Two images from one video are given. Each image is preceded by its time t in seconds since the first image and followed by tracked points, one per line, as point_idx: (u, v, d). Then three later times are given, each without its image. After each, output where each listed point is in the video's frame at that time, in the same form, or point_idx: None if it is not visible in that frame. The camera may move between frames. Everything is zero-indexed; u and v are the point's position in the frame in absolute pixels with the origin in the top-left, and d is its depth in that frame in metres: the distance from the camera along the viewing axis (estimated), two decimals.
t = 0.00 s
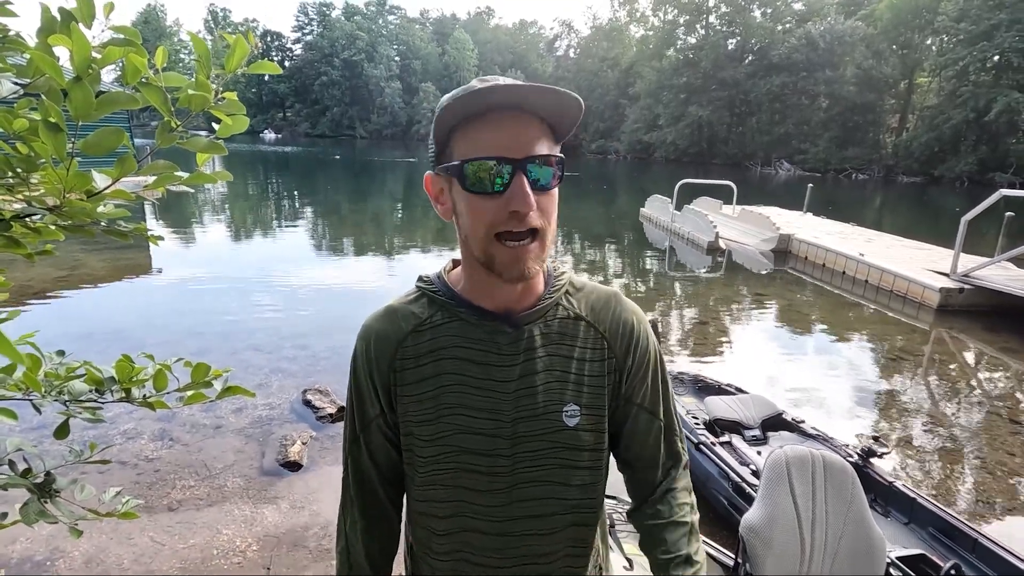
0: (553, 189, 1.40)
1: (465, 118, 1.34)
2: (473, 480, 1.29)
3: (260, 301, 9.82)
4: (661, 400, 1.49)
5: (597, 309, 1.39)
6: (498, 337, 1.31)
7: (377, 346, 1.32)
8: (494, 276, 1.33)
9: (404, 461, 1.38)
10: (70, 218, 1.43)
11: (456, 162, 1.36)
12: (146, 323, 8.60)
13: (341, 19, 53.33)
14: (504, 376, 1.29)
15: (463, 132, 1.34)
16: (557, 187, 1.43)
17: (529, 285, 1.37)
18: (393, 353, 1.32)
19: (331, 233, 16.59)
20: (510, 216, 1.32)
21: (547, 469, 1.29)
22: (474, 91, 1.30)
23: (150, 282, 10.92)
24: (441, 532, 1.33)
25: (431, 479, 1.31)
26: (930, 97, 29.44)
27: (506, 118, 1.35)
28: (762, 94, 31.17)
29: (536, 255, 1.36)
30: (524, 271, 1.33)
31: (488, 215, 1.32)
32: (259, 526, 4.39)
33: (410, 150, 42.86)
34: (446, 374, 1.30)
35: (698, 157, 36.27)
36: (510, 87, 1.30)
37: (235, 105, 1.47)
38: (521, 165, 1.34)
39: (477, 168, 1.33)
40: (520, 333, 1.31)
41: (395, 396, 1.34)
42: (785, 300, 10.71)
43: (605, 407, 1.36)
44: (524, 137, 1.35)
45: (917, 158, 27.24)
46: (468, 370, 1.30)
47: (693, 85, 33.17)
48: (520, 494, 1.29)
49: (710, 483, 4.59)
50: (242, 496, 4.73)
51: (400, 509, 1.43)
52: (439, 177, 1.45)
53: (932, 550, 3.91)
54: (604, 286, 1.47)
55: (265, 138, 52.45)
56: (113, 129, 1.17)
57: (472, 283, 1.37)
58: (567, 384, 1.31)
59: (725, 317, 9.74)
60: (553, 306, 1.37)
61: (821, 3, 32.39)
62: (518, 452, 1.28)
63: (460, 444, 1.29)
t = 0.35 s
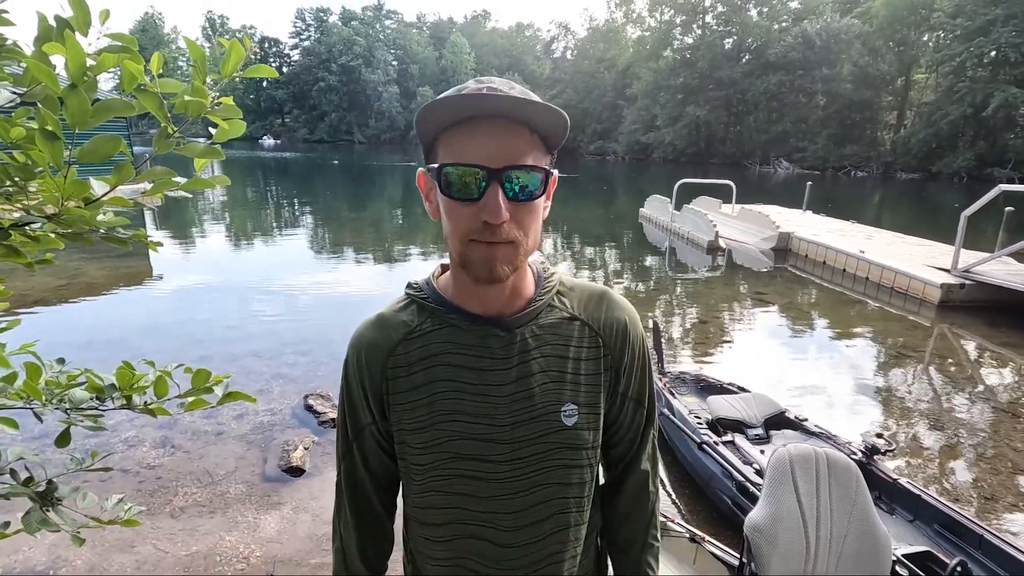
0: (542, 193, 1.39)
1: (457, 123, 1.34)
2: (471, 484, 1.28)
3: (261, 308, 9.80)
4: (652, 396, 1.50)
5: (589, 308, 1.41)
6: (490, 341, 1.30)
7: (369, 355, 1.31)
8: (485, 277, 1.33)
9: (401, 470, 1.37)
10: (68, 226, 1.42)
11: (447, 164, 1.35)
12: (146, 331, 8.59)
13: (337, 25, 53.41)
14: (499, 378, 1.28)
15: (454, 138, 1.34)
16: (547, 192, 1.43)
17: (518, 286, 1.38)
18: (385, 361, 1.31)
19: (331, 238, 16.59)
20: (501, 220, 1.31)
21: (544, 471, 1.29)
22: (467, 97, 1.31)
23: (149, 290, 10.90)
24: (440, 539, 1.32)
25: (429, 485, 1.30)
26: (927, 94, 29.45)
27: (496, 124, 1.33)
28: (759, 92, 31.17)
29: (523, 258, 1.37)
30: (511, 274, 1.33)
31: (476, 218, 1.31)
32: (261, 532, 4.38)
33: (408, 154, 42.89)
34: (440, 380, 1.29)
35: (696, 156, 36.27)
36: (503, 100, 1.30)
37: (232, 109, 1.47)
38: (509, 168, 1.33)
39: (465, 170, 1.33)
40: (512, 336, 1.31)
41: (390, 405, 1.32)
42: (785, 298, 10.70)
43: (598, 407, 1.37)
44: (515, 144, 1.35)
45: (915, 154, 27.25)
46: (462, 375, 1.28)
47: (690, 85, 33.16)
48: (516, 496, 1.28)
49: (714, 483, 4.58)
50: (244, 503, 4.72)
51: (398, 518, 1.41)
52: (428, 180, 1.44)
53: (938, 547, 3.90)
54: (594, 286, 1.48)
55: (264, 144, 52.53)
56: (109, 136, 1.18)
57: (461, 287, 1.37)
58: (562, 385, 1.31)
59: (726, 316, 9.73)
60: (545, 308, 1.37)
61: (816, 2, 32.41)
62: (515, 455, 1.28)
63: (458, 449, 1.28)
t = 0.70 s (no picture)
0: (544, 185, 1.40)
1: (462, 114, 1.34)
2: (476, 475, 1.28)
3: (268, 304, 9.86)
4: (649, 389, 1.51)
5: (590, 300, 1.41)
6: (495, 332, 1.30)
7: (373, 348, 1.30)
8: (488, 266, 1.33)
9: (404, 465, 1.37)
10: (80, 220, 1.43)
11: (452, 155, 1.35)
12: (155, 326, 8.66)
13: (345, 22, 53.51)
14: (503, 369, 1.28)
15: (462, 130, 1.34)
16: (548, 185, 1.43)
17: (521, 278, 1.38)
18: (391, 355, 1.31)
19: (337, 235, 16.66)
20: (504, 210, 1.32)
21: (546, 462, 1.30)
22: (473, 88, 1.31)
23: (157, 285, 10.98)
24: (444, 531, 1.32)
25: (432, 478, 1.30)
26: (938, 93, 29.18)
27: (501, 116, 1.35)
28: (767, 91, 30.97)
29: (526, 250, 1.38)
30: (513, 266, 1.34)
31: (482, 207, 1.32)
32: (268, 527, 4.41)
33: (415, 152, 42.94)
34: (445, 373, 1.29)
35: (703, 155, 36.14)
36: (509, 93, 1.31)
37: (243, 106, 1.48)
38: (512, 159, 1.34)
39: (470, 161, 1.34)
40: (515, 328, 1.31)
41: (395, 396, 1.32)
42: (792, 298, 10.66)
43: (599, 398, 1.37)
44: (518, 136, 1.35)
45: (925, 154, 27.05)
46: (467, 366, 1.29)
47: (698, 83, 32.99)
48: (519, 486, 1.29)
49: (721, 483, 4.57)
50: (252, 497, 4.75)
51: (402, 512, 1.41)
52: (435, 171, 1.44)
53: (946, 549, 3.87)
54: (594, 278, 1.49)
55: (271, 141, 52.75)
56: (120, 132, 1.18)
57: (466, 278, 1.36)
58: (565, 375, 1.32)
59: (732, 315, 9.71)
60: (547, 300, 1.37)
61: None
62: (519, 447, 1.28)
63: (461, 441, 1.28)
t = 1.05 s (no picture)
0: (539, 185, 1.41)
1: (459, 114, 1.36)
2: (472, 475, 1.29)
3: (269, 304, 9.87)
4: (644, 390, 1.51)
5: (585, 302, 1.41)
6: (490, 331, 1.30)
7: (372, 348, 1.31)
8: (483, 264, 1.33)
9: (402, 464, 1.37)
10: (81, 221, 1.43)
11: (446, 153, 1.37)
12: (156, 326, 8.67)
13: (347, 23, 53.56)
14: (499, 369, 1.28)
15: (457, 130, 1.36)
16: (543, 186, 1.43)
17: (515, 277, 1.38)
18: (388, 354, 1.31)
19: (338, 235, 16.68)
20: (499, 208, 1.32)
21: (541, 463, 1.30)
22: (469, 88, 1.33)
23: (157, 285, 10.99)
24: (440, 531, 1.32)
25: (429, 478, 1.30)
26: (940, 95, 29.17)
27: (495, 114, 1.35)
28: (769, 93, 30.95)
29: (521, 248, 1.37)
30: (505, 262, 1.34)
31: (477, 205, 1.32)
32: (267, 529, 4.39)
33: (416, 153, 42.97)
34: (441, 372, 1.29)
35: (704, 157, 36.12)
36: (502, 90, 1.32)
37: (245, 107, 1.48)
38: (505, 156, 1.34)
39: (464, 159, 1.34)
40: (511, 327, 1.31)
41: (393, 396, 1.33)
42: (793, 300, 10.65)
43: (593, 400, 1.37)
44: (512, 134, 1.36)
45: (926, 156, 27.02)
46: (462, 365, 1.29)
47: (699, 85, 32.98)
48: (515, 486, 1.29)
49: (722, 485, 4.56)
50: (252, 497, 4.75)
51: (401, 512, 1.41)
52: (432, 171, 1.46)
53: (948, 553, 3.86)
54: (589, 281, 1.49)
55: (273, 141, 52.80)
56: (123, 133, 1.19)
57: (462, 277, 1.37)
58: (558, 375, 1.32)
59: (733, 317, 9.70)
60: (541, 300, 1.37)
61: (828, 2, 32.21)
62: (513, 449, 1.28)
63: (459, 441, 1.28)
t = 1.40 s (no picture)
0: (538, 194, 1.41)
1: (458, 124, 1.37)
2: (470, 478, 1.29)
3: (269, 306, 9.88)
4: (642, 393, 1.52)
5: (583, 307, 1.42)
6: (488, 336, 1.31)
7: (370, 353, 1.32)
8: (480, 271, 1.34)
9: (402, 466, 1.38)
10: (86, 226, 1.44)
11: (446, 162, 1.38)
12: (157, 328, 8.68)
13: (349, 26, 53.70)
14: (496, 374, 1.29)
15: (458, 139, 1.36)
16: (541, 194, 1.44)
17: (513, 283, 1.39)
18: (387, 359, 1.32)
19: (339, 237, 16.69)
20: (497, 217, 1.32)
21: (539, 467, 1.31)
22: (468, 99, 1.34)
23: (159, 287, 11.01)
24: (439, 532, 1.33)
25: (427, 481, 1.32)
26: (941, 98, 29.17)
27: (494, 124, 1.36)
28: (770, 96, 30.97)
29: (519, 256, 1.38)
30: (502, 268, 1.34)
31: (475, 214, 1.33)
32: (266, 531, 4.40)
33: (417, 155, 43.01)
34: (439, 376, 1.30)
35: (705, 159, 36.13)
36: (501, 102, 1.33)
37: (249, 113, 1.50)
38: (504, 165, 1.35)
39: (463, 168, 1.35)
40: (509, 333, 1.32)
41: (390, 400, 1.34)
42: (794, 303, 10.65)
43: (591, 403, 1.38)
44: (510, 144, 1.37)
45: (927, 159, 27.01)
46: (459, 369, 1.30)
47: (700, 88, 33.03)
48: (512, 490, 1.30)
49: (721, 489, 4.56)
50: (253, 500, 4.76)
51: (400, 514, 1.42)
52: (432, 179, 1.47)
53: (948, 557, 3.85)
54: (587, 287, 1.50)
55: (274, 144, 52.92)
56: (129, 139, 1.20)
57: (461, 284, 1.37)
58: (556, 380, 1.33)
59: (734, 320, 9.70)
60: (539, 306, 1.38)
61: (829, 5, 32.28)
62: (510, 454, 1.29)
63: (456, 446, 1.29)
